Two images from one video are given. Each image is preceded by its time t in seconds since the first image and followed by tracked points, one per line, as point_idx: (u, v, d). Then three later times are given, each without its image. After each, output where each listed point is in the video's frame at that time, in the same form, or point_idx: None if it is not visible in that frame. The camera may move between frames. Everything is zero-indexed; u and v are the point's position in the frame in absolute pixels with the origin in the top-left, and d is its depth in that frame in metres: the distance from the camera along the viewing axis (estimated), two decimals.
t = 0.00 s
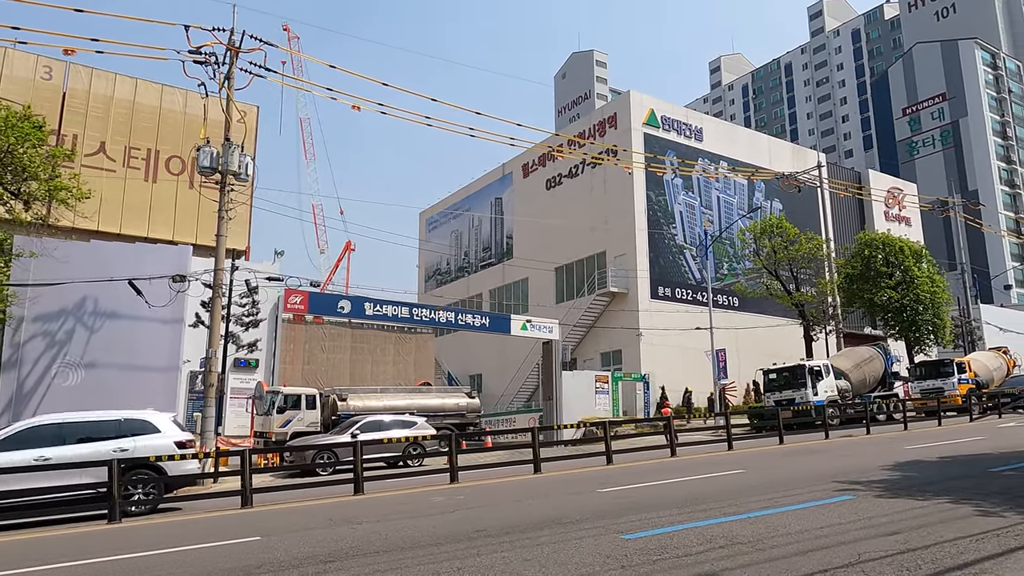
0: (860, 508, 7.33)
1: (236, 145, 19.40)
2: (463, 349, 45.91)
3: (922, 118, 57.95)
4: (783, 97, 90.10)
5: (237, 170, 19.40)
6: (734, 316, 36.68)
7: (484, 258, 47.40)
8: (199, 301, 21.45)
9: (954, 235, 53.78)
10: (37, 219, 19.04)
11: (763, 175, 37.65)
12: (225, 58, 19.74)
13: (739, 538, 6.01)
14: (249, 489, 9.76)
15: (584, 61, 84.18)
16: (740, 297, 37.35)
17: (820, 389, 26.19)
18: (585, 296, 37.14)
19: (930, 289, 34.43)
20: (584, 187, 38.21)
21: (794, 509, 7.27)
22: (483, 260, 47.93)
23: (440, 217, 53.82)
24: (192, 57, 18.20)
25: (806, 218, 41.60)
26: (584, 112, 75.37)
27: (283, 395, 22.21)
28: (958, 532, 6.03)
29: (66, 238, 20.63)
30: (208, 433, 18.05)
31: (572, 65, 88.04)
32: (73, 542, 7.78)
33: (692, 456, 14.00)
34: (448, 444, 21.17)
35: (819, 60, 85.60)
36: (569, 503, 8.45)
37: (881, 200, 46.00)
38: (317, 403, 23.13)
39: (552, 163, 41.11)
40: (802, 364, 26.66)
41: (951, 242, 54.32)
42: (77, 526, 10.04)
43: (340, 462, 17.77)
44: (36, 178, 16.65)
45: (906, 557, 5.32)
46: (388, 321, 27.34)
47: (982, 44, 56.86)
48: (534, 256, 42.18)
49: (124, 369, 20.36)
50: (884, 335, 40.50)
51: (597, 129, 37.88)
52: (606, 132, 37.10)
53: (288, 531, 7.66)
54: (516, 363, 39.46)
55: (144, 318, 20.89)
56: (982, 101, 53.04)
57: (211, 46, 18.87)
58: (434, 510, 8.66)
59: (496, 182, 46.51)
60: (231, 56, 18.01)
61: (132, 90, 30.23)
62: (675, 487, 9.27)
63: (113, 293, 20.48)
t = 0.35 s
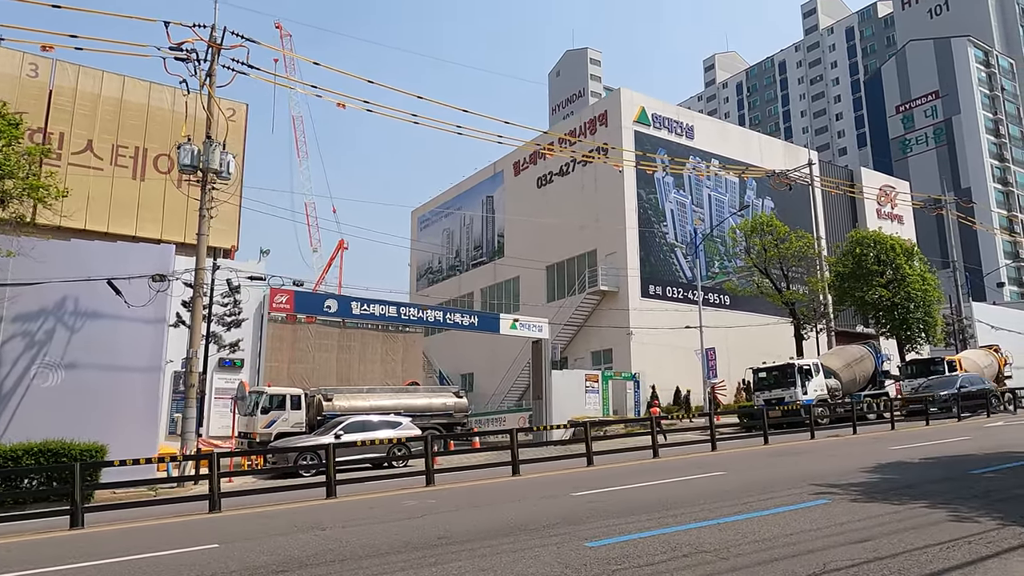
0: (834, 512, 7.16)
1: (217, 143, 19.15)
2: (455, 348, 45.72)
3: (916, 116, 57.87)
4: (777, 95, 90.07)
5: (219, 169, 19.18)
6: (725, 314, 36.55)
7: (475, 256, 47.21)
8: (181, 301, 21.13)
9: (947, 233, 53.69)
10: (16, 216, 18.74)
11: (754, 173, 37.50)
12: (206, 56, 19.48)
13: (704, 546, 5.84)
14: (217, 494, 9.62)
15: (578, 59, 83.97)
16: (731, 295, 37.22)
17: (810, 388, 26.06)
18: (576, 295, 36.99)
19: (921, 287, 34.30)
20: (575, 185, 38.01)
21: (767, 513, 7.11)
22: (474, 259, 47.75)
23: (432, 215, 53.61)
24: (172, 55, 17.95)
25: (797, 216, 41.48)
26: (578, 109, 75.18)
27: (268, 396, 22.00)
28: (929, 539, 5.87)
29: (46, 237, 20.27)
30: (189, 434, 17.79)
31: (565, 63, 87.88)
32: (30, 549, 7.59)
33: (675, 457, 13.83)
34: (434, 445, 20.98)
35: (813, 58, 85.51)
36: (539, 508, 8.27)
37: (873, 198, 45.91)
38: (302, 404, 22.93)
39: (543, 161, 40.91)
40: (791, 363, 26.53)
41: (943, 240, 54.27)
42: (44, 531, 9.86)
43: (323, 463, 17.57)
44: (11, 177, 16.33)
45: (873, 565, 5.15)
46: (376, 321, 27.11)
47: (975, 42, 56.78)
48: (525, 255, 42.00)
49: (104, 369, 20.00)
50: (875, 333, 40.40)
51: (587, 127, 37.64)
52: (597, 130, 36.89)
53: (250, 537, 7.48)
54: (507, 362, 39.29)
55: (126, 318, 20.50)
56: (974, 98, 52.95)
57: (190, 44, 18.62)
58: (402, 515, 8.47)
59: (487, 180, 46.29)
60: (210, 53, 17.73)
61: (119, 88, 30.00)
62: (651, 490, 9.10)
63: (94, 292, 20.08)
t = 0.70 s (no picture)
0: (804, 515, 7.02)
1: (201, 140, 19.00)
2: (449, 346, 45.59)
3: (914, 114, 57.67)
4: (775, 92, 89.73)
5: (202, 166, 19.03)
6: (719, 312, 36.40)
7: (470, 255, 47.09)
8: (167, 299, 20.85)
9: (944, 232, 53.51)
10: None
11: (748, 171, 37.31)
12: (190, 51, 19.32)
13: (663, 552, 5.70)
14: (185, 496, 9.45)
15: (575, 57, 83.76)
16: (724, 294, 37.08)
17: (801, 387, 25.92)
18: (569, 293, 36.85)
19: (914, 286, 34.13)
20: (568, 183, 37.83)
21: (736, 516, 6.97)
22: (468, 257, 47.62)
23: (427, 213, 53.49)
24: (155, 52, 17.82)
25: (791, 214, 41.34)
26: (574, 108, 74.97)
27: (255, 395, 21.90)
28: (894, 545, 5.74)
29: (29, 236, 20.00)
30: (172, 434, 17.66)
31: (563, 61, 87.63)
32: None
33: (657, 457, 13.66)
34: (420, 445, 20.82)
35: (811, 55, 85.26)
36: (508, 510, 8.16)
37: (869, 196, 45.71)
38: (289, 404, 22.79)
39: (536, 159, 40.76)
40: (782, 362, 26.41)
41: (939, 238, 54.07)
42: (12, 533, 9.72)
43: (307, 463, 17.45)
44: None
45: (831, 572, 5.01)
46: (365, 319, 26.94)
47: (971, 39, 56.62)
48: (519, 253, 41.87)
49: (89, 368, 19.68)
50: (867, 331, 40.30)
51: (580, 124, 37.44)
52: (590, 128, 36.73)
53: (211, 539, 7.35)
54: (500, 361, 39.21)
55: (112, 316, 20.10)
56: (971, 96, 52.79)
57: (173, 40, 18.48)
58: (369, 517, 8.32)
59: (481, 178, 46.12)
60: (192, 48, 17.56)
61: (111, 85, 29.91)
62: (623, 491, 8.97)
63: (77, 291, 19.70)
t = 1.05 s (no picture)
0: (779, 522, 6.86)
1: (187, 142, 18.83)
2: (444, 351, 45.44)
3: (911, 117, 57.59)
4: (773, 96, 89.61)
5: (189, 168, 18.86)
6: (714, 316, 36.22)
7: (465, 259, 46.94)
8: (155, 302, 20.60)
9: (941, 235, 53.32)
10: None
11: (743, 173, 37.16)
12: (177, 53, 19.18)
13: (628, 560, 5.53)
14: (156, 502, 9.29)
15: (573, 62, 83.69)
16: (720, 298, 36.89)
17: (795, 391, 25.75)
18: (564, 297, 36.66)
19: (910, 289, 33.92)
20: (563, 186, 37.68)
21: (709, 523, 6.80)
22: (464, 261, 47.48)
23: (423, 217, 53.41)
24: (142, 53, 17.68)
25: (786, 218, 41.17)
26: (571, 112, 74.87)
27: (243, 399, 21.80)
28: (866, 553, 5.57)
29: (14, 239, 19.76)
30: (156, 439, 17.46)
31: (562, 65, 87.53)
32: None
33: (643, 462, 13.50)
34: (409, 450, 20.65)
35: (809, 59, 85.17)
36: (480, 517, 7.98)
37: (866, 200, 45.49)
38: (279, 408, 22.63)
39: (532, 163, 40.61)
40: (776, 366, 26.22)
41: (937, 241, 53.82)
42: None
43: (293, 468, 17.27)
44: None
45: None
46: (356, 323, 26.77)
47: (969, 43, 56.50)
48: (514, 257, 41.72)
49: (75, 373, 19.29)
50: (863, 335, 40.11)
51: (576, 128, 37.28)
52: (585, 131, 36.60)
53: (173, 547, 7.18)
54: (495, 366, 39.05)
55: (99, 320, 19.86)
56: (968, 99, 52.62)
57: (160, 42, 18.34)
58: (340, 523, 8.15)
59: (477, 182, 46.01)
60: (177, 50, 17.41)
61: (105, 90, 29.70)
62: (599, 497, 8.79)
63: (63, 294, 19.38)
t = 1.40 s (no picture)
0: (754, 533, 6.65)
1: (174, 145, 18.64)
2: (441, 354, 45.26)
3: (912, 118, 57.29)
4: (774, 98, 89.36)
5: (175, 171, 18.66)
6: (711, 319, 35.96)
7: (463, 262, 46.79)
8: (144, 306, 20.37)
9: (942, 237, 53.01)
10: None
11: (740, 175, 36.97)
12: (165, 55, 19.01)
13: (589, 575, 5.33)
14: (126, 511, 9.12)
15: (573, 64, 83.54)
16: (718, 301, 36.66)
17: (791, 395, 25.50)
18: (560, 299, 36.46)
19: (909, 292, 33.63)
20: (560, 188, 37.47)
21: (682, 536, 6.59)
22: (462, 264, 47.33)
23: (421, 220, 53.32)
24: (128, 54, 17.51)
25: (784, 220, 40.92)
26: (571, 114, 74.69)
27: (233, 404, 21.64)
28: (837, 569, 5.35)
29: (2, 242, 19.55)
30: (143, 444, 17.27)
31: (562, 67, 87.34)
32: None
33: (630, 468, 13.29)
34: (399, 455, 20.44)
35: (810, 61, 84.91)
36: (451, 527, 7.77)
37: (865, 202, 45.17)
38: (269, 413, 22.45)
39: (529, 165, 40.42)
40: (772, 369, 25.95)
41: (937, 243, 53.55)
42: None
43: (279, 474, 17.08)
44: None
45: None
46: (349, 326, 26.60)
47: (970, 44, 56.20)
48: (511, 260, 41.52)
49: (63, 377, 19.04)
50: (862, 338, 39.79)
51: (572, 130, 37.05)
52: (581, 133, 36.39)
53: (133, 558, 7.00)
54: (491, 370, 38.89)
55: (87, 324, 19.59)
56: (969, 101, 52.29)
57: (147, 43, 18.18)
58: (308, 534, 7.95)
59: (474, 184, 45.85)
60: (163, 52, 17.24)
61: (101, 93, 29.58)
62: (576, 506, 8.58)
63: (50, 298, 19.17)
